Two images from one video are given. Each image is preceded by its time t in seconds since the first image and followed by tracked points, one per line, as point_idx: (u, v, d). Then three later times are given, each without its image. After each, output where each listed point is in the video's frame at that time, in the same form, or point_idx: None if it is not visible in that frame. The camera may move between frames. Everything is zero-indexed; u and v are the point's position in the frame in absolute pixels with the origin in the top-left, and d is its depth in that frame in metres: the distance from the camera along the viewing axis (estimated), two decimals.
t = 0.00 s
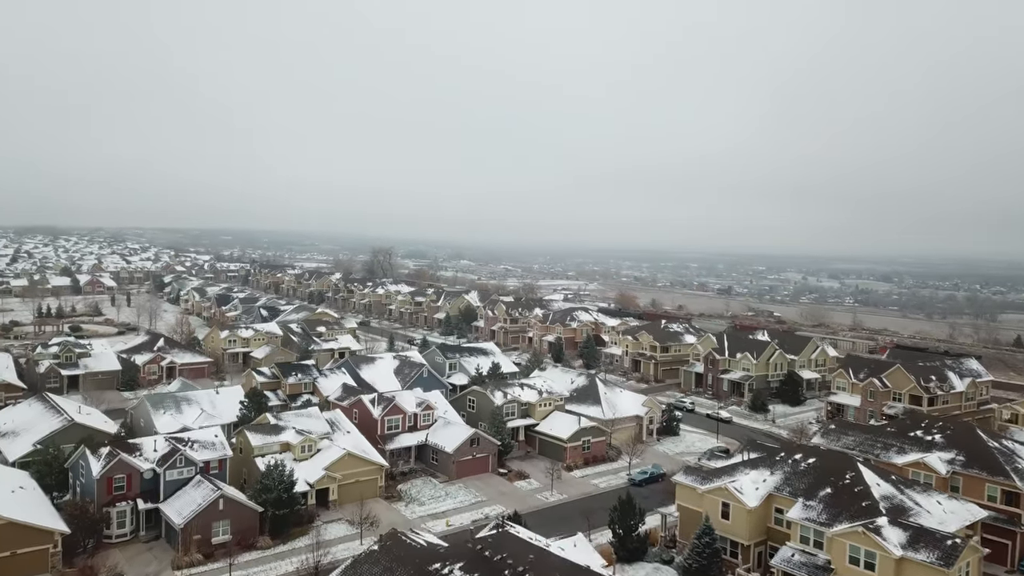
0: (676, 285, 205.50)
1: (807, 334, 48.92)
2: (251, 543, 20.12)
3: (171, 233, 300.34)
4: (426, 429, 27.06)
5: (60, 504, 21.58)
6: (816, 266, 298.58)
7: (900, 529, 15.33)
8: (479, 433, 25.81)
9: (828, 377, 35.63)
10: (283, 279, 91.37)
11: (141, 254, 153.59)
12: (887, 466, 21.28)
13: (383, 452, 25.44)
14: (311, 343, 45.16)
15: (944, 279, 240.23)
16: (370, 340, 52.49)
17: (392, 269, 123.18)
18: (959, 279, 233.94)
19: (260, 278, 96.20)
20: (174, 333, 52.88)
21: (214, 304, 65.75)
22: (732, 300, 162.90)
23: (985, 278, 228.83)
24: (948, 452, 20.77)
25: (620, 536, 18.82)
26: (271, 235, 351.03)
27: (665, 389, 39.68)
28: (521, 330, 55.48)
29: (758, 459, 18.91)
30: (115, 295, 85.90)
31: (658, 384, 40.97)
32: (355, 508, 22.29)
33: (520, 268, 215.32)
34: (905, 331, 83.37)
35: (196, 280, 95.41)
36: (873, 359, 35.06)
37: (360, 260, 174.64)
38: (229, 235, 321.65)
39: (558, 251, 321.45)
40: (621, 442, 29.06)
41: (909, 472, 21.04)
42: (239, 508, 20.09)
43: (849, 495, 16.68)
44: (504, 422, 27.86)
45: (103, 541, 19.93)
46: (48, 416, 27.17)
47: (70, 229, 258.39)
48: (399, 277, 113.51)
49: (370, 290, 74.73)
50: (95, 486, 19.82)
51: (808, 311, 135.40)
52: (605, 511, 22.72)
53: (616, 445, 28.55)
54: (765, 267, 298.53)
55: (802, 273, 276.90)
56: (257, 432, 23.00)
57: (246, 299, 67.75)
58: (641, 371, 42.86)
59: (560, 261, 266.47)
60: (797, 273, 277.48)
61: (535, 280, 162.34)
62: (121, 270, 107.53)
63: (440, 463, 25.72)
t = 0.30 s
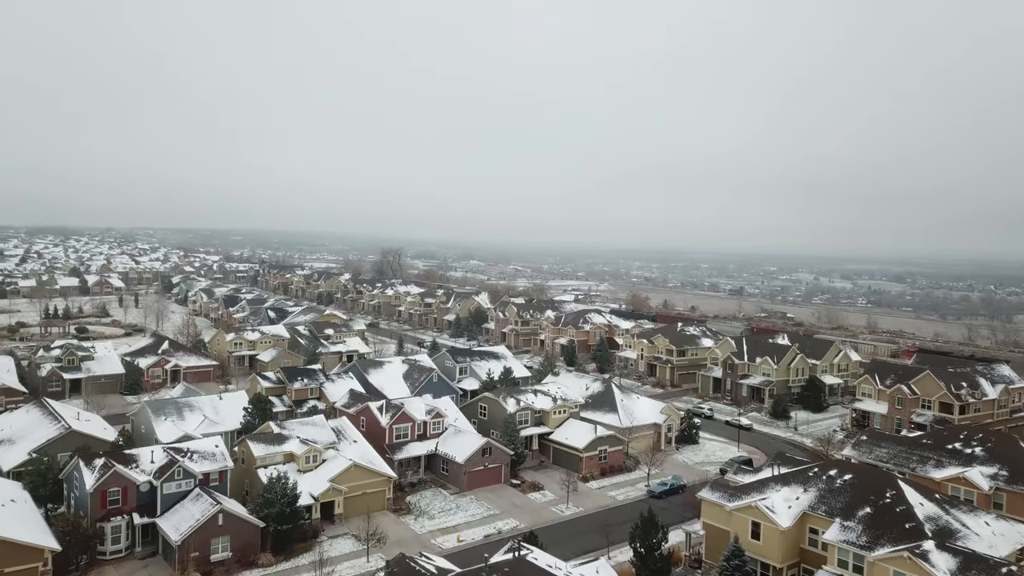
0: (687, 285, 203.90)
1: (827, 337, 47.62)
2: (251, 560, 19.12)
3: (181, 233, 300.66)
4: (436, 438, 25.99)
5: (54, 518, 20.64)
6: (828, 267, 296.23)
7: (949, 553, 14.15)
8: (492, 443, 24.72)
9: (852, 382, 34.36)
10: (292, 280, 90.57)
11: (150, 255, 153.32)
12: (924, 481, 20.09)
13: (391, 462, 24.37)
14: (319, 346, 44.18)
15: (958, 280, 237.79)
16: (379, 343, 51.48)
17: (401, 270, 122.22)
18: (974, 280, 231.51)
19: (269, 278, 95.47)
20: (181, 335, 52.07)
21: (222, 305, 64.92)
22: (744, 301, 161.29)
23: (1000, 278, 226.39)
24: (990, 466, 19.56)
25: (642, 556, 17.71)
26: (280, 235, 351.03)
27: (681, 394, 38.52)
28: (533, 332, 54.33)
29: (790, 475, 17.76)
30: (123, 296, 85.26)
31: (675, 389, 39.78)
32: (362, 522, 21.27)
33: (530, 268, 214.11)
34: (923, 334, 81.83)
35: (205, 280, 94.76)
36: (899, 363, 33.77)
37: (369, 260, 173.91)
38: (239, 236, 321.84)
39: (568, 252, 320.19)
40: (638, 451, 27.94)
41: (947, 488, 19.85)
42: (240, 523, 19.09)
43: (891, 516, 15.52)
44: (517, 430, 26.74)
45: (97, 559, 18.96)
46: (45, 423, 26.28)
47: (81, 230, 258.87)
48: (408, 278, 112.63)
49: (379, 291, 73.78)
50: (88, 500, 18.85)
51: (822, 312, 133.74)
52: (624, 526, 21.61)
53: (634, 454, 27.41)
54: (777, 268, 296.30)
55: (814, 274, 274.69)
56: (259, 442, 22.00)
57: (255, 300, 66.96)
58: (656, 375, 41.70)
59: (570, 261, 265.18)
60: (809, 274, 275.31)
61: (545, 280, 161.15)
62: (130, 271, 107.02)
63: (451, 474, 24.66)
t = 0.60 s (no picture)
0: (698, 286, 202.34)
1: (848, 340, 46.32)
2: None
3: (192, 233, 301.07)
4: (447, 448, 24.92)
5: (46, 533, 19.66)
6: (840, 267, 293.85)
7: None
8: (505, 454, 23.63)
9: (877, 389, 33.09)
10: (301, 280, 89.78)
11: (160, 255, 153.15)
12: (965, 498, 18.91)
13: (400, 473, 23.32)
14: (326, 349, 43.22)
15: (973, 280, 235.31)
16: (387, 345, 50.49)
17: (411, 270, 121.32)
18: (989, 280, 229.19)
19: (278, 279, 94.77)
20: (186, 337, 51.18)
21: (229, 307, 64.10)
22: (757, 302, 159.69)
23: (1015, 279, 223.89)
24: None
25: None
26: (290, 236, 351.10)
27: (699, 400, 37.34)
28: (545, 334, 53.23)
29: (825, 493, 16.59)
30: (132, 297, 84.63)
31: (692, 394, 38.57)
32: (368, 538, 20.23)
33: (540, 268, 212.96)
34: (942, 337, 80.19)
35: (214, 281, 94.15)
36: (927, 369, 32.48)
37: (379, 261, 173.22)
38: (249, 236, 322.02)
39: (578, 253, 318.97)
40: (657, 461, 26.80)
41: (991, 505, 18.65)
42: (240, 540, 18.08)
43: (939, 539, 14.31)
44: (531, 439, 25.63)
45: None
46: (41, 430, 25.37)
47: (92, 230, 259.33)
48: (418, 279, 111.64)
49: (388, 292, 72.83)
50: (80, 515, 17.86)
51: (836, 314, 132.12)
52: (645, 542, 20.49)
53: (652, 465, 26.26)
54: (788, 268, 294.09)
55: (826, 275, 272.49)
56: (262, 453, 20.98)
57: (263, 302, 66.13)
58: (672, 380, 40.53)
59: (580, 262, 263.88)
60: (821, 275, 273.11)
61: (556, 281, 160.03)
62: (139, 272, 106.59)
63: (462, 485, 23.59)
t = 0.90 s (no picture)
0: (710, 287, 200.66)
1: (869, 344, 44.99)
2: None
3: (202, 234, 301.41)
4: (458, 458, 23.82)
5: (37, 550, 18.68)
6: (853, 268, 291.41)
7: None
8: (519, 465, 22.53)
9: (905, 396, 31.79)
10: (310, 282, 88.99)
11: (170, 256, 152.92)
12: (1014, 518, 17.67)
13: (408, 485, 22.24)
14: (334, 352, 42.23)
15: (988, 282, 232.73)
16: (397, 348, 49.48)
17: (421, 272, 120.45)
18: (1005, 281, 226.67)
19: (287, 280, 94.05)
20: (193, 340, 50.34)
21: (237, 308, 63.28)
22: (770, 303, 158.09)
23: None
24: None
25: None
26: (300, 236, 351.15)
27: (718, 407, 36.12)
28: (558, 337, 52.11)
29: (866, 514, 15.38)
30: (140, 298, 84.03)
31: (710, 400, 37.36)
32: (376, 555, 19.15)
33: (550, 269, 211.93)
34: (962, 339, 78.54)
35: (222, 282, 93.48)
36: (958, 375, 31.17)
37: (389, 262, 172.49)
38: (260, 236, 322.14)
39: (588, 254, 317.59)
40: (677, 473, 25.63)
41: None
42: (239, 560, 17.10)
43: (996, 569, 13.09)
44: (546, 450, 24.51)
45: None
46: (37, 438, 24.42)
47: (103, 230, 259.75)
48: (428, 280, 110.74)
49: (398, 294, 71.85)
50: (71, 533, 16.86)
51: (851, 315, 130.46)
52: (667, 561, 19.34)
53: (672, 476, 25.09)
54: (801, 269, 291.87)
55: (839, 275, 270.16)
56: (264, 465, 19.94)
57: (271, 303, 65.23)
58: (689, 385, 39.34)
59: (590, 263, 262.51)
60: (834, 275, 270.75)
61: (567, 282, 158.85)
62: (148, 273, 106.11)
63: (474, 498, 22.48)
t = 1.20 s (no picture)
0: (721, 287, 198.96)
1: (892, 348, 43.67)
2: None
3: (213, 234, 301.62)
4: (470, 470, 22.74)
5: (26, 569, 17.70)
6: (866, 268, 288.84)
7: None
8: (534, 477, 21.44)
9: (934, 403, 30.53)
10: (319, 282, 88.12)
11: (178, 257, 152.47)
12: None
13: (418, 498, 21.18)
14: (341, 356, 41.25)
15: (1004, 282, 230.04)
16: (406, 351, 48.47)
17: (430, 272, 119.42)
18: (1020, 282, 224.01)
19: (296, 281, 93.23)
20: (199, 342, 49.54)
21: (245, 309, 62.41)
22: (783, 304, 156.42)
23: None
24: None
25: None
26: (310, 236, 351.06)
27: (737, 413, 34.96)
28: (571, 340, 50.97)
29: (912, 539, 14.23)
30: (148, 299, 83.28)
31: (729, 406, 36.13)
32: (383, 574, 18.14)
33: (559, 269, 211.35)
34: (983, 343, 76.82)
35: (231, 283, 92.70)
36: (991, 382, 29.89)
37: (398, 262, 171.64)
38: (269, 237, 322.06)
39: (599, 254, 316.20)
40: (698, 484, 24.53)
41: None
42: None
43: None
44: (562, 460, 23.38)
45: None
46: (33, 446, 23.46)
47: (114, 231, 260.04)
48: (438, 280, 109.73)
49: (407, 295, 70.82)
50: (60, 552, 15.89)
51: (865, 317, 128.70)
52: None
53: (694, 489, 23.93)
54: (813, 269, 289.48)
55: (852, 276, 267.75)
56: (265, 479, 18.92)
57: (279, 304, 64.34)
58: (706, 390, 38.18)
59: (600, 263, 261.03)
60: (846, 276, 268.34)
61: (578, 282, 157.52)
62: (156, 273, 105.56)
63: (486, 512, 21.40)
